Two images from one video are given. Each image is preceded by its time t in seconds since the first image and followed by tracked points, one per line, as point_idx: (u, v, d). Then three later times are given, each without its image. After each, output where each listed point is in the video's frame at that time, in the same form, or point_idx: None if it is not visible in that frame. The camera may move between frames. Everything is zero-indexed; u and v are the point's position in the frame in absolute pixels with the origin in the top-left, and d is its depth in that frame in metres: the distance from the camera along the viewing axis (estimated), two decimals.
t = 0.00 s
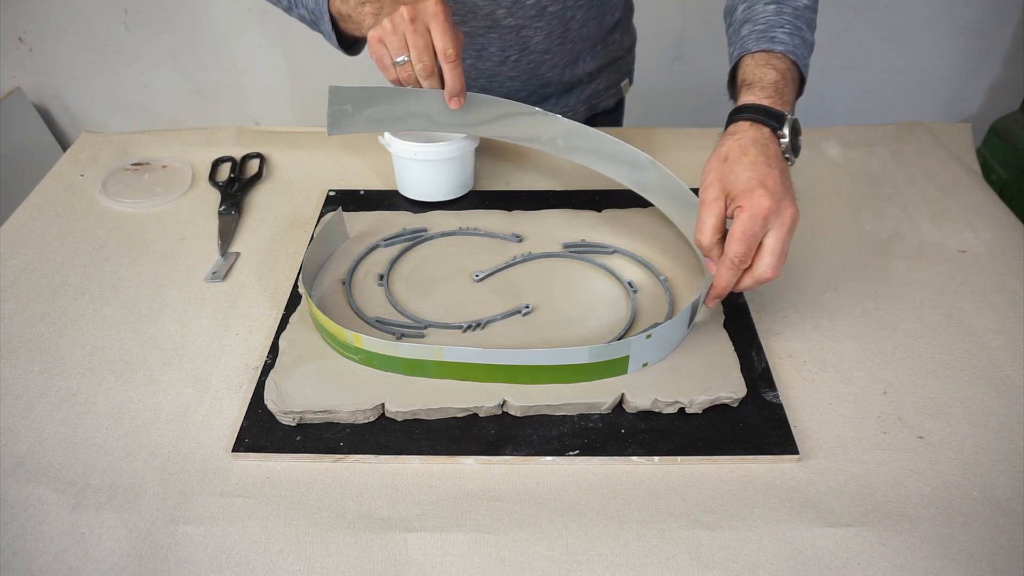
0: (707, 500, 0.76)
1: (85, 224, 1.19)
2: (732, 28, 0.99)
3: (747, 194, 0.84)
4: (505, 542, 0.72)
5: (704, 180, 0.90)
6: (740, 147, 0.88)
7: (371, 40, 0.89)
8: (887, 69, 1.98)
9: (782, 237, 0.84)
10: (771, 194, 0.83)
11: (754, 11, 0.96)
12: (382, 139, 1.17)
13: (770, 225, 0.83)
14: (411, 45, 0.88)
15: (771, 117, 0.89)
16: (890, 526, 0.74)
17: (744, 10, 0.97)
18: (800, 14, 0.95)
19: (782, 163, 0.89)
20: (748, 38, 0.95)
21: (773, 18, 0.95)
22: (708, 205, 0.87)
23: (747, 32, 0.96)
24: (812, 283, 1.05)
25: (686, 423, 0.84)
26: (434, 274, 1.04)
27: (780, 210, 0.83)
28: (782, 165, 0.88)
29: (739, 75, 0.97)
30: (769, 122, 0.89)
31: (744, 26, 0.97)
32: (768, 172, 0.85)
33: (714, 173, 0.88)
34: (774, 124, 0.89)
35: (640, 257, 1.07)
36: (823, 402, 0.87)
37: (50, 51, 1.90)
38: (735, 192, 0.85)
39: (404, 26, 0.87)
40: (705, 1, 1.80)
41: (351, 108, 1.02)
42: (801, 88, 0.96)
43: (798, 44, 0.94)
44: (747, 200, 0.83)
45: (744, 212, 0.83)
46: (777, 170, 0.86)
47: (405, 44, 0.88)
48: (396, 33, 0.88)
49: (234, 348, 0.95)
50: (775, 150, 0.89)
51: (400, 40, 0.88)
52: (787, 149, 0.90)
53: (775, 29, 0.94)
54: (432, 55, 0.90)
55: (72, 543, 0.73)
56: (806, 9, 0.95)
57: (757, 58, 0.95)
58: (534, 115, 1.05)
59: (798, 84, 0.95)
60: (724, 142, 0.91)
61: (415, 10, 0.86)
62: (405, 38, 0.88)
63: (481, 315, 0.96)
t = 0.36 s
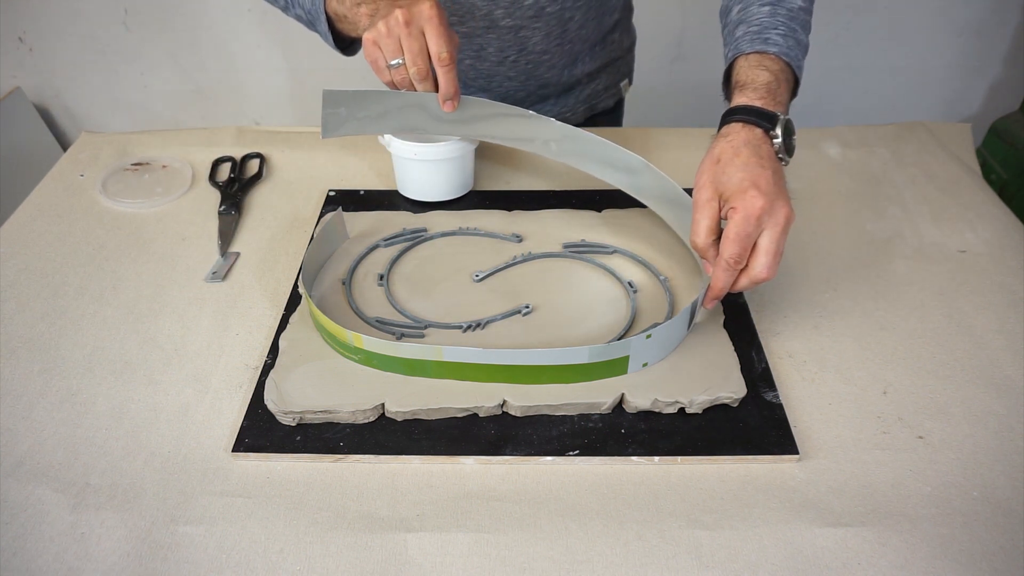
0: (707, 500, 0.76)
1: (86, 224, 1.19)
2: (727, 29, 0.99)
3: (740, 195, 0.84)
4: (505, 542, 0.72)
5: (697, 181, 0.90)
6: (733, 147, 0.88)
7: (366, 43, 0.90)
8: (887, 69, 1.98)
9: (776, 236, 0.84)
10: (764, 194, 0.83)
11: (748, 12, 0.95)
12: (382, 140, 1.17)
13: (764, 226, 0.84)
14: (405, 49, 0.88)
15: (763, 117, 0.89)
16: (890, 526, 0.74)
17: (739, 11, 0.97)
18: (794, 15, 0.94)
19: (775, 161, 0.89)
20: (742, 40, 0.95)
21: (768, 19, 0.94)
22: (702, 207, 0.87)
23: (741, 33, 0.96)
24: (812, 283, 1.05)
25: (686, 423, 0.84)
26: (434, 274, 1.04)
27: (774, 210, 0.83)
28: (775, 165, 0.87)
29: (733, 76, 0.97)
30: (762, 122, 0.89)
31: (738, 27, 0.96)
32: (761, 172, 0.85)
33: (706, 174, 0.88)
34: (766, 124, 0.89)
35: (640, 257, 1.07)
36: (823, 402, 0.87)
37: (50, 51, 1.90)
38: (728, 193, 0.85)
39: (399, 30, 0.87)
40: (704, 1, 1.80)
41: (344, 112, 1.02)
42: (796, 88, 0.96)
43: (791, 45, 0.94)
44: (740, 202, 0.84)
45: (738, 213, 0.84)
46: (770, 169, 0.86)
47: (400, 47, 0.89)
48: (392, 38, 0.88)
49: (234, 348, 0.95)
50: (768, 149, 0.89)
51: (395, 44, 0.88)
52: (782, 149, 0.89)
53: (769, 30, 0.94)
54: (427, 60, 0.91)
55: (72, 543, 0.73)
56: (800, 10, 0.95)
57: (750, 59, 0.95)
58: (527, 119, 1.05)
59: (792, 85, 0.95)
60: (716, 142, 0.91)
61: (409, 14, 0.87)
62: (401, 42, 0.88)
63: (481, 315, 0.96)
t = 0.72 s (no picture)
0: (707, 500, 0.76)
1: (86, 224, 1.19)
2: (725, 31, 0.99)
3: (739, 200, 0.84)
4: (505, 542, 0.72)
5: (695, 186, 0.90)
6: (730, 152, 0.88)
7: (363, 47, 0.90)
8: (887, 70, 1.98)
9: (776, 239, 0.84)
10: (764, 198, 0.83)
11: (745, 15, 0.96)
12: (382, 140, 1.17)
13: (764, 229, 0.84)
14: (404, 56, 0.89)
15: (760, 122, 0.89)
16: (890, 526, 0.74)
17: (736, 14, 0.97)
18: (791, 18, 0.94)
19: (773, 165, 0.89)
20: (739, 43, 0.95)
21: (765, 22, 0.94)
22: (701, 212, 0.88)
23: (738, 36, 0.96)
24: (811, 283, 1.05)
25: (686, 423, 0.84)
26: (434, 274, 1.04)
27: (773, 213, 0.83)
28: (773, 168, 0.87)
29: (730, 80, 0.96)
30: (758, 126, 0.89)
31: (736, 30, 0.96)
32: (759, 175, 0.85)
33: (705, 179, 0.88)
34: (763, 128, 0.89)
35: (640, 256, 1.07)
36: (823, 402, 0.87)
37: (50, 51, 1.90)
38: (727, 197, 0.85)
39: (397, 37, 0.88)
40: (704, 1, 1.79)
41: (341, 116, 1.00)
42: (793, 91, 0.96)
43: (788, 48, 0.94)
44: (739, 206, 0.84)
45: (738, 218, 0.83)
46: (768, 173, 0.86)
47: (399, 54, 0.89)
48: (390, 44, 0.89)
49: (234, 348, 0.95)
50: (765, 153, 0.89)
51: (393, 50, 0.89)
52: (779, 153, 0.89)
53: (766, 33, 0.94)
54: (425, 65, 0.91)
55: (72, 543, 0.73)
56: (797, 13, 0.95)
57: (747, 63, 0.95)
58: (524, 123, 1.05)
59: (788, 89, 0.95)
60: (714, 147, 0.91)
61: (407, 20, 0.87)
62: (399, 49, 0.89)
63: (481, 315, 0.96)
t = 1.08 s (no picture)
0: (707, 501, 0.76)
1: (86, 224, 1.19)
2: (724, 31, 0.99)
3: (733, 206, 0.84)
4: (505, 542, 0.72)
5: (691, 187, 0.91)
6: (727, 155, 0.88)
7: (357, 47, 0.90)
8: (887, 70, 1.98)
9: (768, 247, 0.84)
10: (758, 206, 0.83)
11: (743, 14, 0.96)
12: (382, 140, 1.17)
13: (757, 236, 0.84)
14: (398, 56, 0.89)
15: (759, 123, 0.89)
16: (891, 526, 0.74)
17: (735, 12, 0.97)
18: (790, 17, 0.94)
19: (770, 169, 0.88)
20: (738, 42, 0.95)
21: (763, 21, 0.94)
22: (697, 215, 0.88)
23: (737, 36, 0.96)
24: (811, 283, 1.05)
25: (686, 423, 0.84)
26: (434, 274, 1.04)
27: (766, 221, 0.83)
28: (770, 172, 0.87)
29: (728, 80, 0.97)
30: (757, 127, 0.89)
31: (734, 30, 0.97)
32: (755, 181, 0.85)
33: (700, 181, 0.88)
34: (762, 130, 0.89)
35: (640, 257, 1.07)
36: (823, 402, 0.87)
37: (50, 52, 1.90)
38: (722, 202, 0.85)
39: (391, 37, 0.88)
40: (704, 1, 1.79)
41: (334, 114, 1.01)
42: (792, 92, 0.96)
43: (788, 48, 0.94)
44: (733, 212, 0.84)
45: (731, 224, 0.84)
46: (765, 179, 0.86)
47: (392, 54, 0.89)
48: (384, 44, 0.88)
49: (234, 348, 0.95)
50: (763, 156, 0.88)
51: (387, 50, 0.89)
52: (777, 154, 0.89)
53: (765, 32, 0.94)
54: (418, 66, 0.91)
55: (72, 543, 0.73)
56: (797, 12, 0.95)
57: (745, 63, 0.95)
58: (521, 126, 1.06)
59: (787, 90, 0.95)
60: (712, 149, 0.91)
61: (401, 20, 0.87)
62: (393, 49, 0.89)
63: (481, 315, 0.96)
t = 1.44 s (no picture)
0: (707, 501, 0.76)
1: (86, 224, 1.19)
2: (722, 33, 0.99)
3: (730, 212, 0.84)
4: (505, 542, 0.72)
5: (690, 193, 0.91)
6: (724, 161, 0.88)
7: (346, 50, 0.90)
8: (887, 70, 1.98)
9: (766, 252, 0.84)
10: (755, 212, 0.83)
11: (742, 16, 0.96)
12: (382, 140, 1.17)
13: (754, 242, 0.84)
14: (387, 60, 0.89)
15: (756, 126, 0.89)
16: (890, 526, 0.74)
17: (734, 14, 0.97)
18: (789, 19, 0.94)
19: (768, 172, 0.88)
20: (736, 44, 0.96)
21: (762, 23, 0.94)
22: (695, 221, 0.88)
23: (735, 38, 0.96)
24: (811, 283, 1.06)
25: (686, 423, 0.84)
26: (434, 274, 1.04)
27: (763, 227, 0.83)
28: (768, 177, 0.87)
29: (726, 83, 0.97)
30: (754, 131, 0.89)
31: (732, 31, 0.97)
32: (752, 187, 0.85)
33: (698, 188, 0.89)
34: (759, 133, 0.89)
35: (640, 257, 1.07)
36: (823, 402, 0.87)
37: (51, 51, 1.90)
38: (719, 209, 0.86)
39: (381, 41, 0.88)
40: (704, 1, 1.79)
41: (323, 120, 1.04)
42: (790, 94, 0.96)
43: (785, 50, 0.94)
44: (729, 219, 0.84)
45: (728, 231, 0.84)
46: (762, 184, 0.85)
47: (382, 57, 0.89)
48: (374, 48, 0.88)
49: (234, 348, 0.95)
50: (760, 160, 0.88)
51: (377, 54, 0.89)
52: (774, 156, 0.89)
53: (763, 35, 0.94)
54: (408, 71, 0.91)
55: (72, 543, 0.73)
56: (796, 14, 0.95)
57: (744, 65, 0.95)
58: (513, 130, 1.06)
59: (786, 91, 0.95)
60: (709, 154, 0.91)
61: (391, 24, 0.87)
62: (383, 53, 0.89)
63: (481, 315, 0.96)
